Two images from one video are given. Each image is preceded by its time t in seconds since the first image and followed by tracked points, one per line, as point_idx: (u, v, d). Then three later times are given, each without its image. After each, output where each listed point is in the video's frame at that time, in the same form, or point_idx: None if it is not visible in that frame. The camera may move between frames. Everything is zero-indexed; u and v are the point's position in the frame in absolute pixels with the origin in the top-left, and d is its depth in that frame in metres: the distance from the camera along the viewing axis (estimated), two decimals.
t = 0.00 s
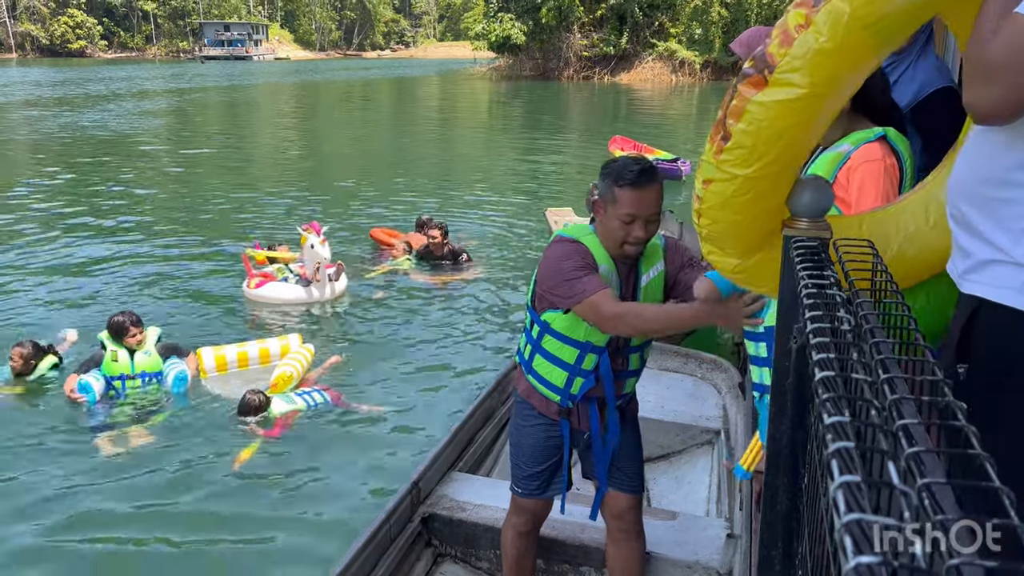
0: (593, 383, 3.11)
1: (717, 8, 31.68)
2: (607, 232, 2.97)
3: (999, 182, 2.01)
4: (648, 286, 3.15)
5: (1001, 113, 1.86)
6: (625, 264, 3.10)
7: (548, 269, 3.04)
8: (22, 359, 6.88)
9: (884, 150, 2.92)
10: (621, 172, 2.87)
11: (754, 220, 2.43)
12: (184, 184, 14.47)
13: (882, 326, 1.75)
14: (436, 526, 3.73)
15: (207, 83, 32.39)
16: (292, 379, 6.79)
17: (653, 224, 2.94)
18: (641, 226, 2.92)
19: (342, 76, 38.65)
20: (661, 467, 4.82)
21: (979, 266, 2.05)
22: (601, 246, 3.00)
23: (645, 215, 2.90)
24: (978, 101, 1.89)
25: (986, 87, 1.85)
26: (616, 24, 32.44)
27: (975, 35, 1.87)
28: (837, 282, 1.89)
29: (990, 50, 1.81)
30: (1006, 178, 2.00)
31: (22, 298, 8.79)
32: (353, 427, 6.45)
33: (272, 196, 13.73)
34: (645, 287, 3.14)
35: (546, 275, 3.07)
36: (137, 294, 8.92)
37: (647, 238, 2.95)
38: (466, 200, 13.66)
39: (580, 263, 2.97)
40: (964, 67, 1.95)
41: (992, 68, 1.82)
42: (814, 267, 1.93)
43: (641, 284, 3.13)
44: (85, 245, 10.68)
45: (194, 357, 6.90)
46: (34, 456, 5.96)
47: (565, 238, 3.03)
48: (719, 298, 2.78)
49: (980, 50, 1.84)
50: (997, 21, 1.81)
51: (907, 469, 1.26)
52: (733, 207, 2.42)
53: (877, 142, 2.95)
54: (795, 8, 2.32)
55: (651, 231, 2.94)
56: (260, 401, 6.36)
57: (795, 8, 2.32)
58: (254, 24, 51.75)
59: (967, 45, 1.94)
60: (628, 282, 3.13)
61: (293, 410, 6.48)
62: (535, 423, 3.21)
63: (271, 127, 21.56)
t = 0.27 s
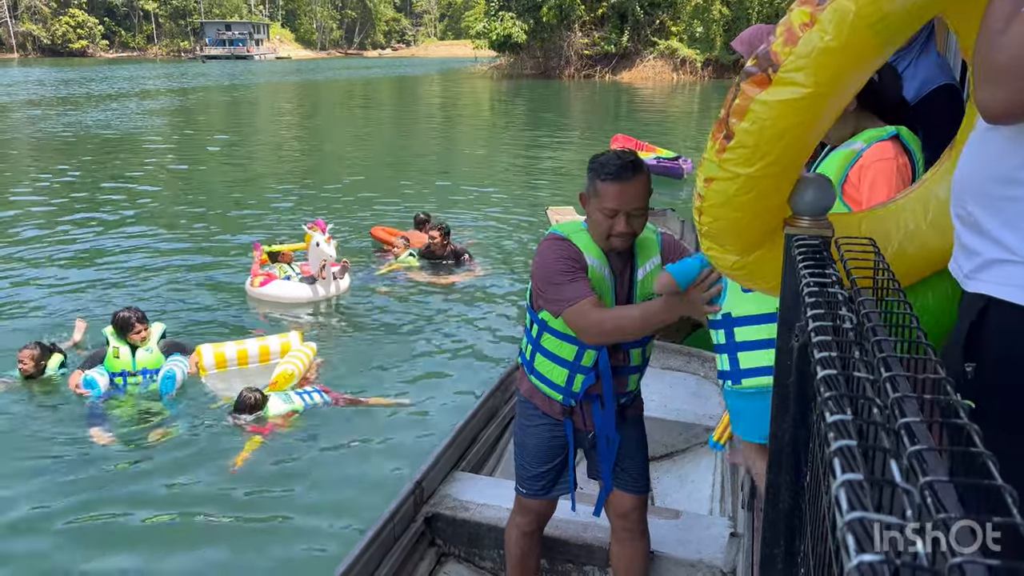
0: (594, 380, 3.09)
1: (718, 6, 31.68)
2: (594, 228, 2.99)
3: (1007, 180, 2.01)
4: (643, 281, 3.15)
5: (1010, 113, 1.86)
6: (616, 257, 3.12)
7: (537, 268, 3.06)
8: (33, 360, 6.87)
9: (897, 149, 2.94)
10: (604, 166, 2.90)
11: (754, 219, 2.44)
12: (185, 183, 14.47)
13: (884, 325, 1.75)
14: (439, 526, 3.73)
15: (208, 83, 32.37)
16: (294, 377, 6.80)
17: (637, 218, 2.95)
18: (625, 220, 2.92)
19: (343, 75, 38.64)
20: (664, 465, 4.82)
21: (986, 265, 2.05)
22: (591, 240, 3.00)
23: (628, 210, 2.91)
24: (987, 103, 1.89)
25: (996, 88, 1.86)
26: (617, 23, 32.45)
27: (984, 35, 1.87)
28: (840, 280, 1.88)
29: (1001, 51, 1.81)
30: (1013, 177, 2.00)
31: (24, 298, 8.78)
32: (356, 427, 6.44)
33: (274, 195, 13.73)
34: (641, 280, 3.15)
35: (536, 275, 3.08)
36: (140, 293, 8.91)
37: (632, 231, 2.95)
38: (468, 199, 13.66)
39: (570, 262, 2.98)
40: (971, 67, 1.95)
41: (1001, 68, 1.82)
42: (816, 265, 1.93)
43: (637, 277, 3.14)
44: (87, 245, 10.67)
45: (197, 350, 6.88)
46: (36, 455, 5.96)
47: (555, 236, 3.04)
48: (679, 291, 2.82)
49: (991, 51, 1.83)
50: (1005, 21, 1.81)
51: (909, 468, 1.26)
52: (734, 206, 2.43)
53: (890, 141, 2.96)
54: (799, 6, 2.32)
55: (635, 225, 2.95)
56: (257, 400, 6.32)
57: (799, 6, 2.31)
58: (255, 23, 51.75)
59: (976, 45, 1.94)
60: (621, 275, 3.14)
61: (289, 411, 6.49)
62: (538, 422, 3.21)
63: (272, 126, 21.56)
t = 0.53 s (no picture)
0: (588, 375, 3.09)
1: (720, 3, 31.67)
2: (580, 222, 2.96)
3: (1008, 177, 2.01)
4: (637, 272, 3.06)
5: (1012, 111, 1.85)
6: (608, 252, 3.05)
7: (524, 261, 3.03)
8: (50, 359, 6.74)
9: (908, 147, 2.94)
10: (585, 160, 2.86)
11: (756, 216, 2.46)
12: (187, 182, 14.45)
13: (885, 322, 1.75)
14: (443, 523, 3.73)
15: (210, 81, 32.35)
16: (292, 373, 6.81)
17: (619, 211, 2.90)
18: (605, 214, 2.88)
19: (344, 73, 38.61)
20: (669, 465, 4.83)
21: (986, 262, 2.05)
22: (577, 235, 2.96)
23: (607, 203, 2.86)
24: (988, 101, 1.89)
25: (997, 86, 1.85)
26: (619, 20, 32.44)
27: (986, 32, 1.85)
28: (841, 278, 1.88)
29: (1002, 49, 1.80)
30: (1014, 174, 1.99)
31: (26, 297, 8.76)
32: (358, 424, 6.44)
33: (276, 194, 13.73)
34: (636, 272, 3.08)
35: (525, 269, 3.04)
36: (141, 292, 8.90)
37: (614, 225, 2.90)
38: (470, 197, 13.65)
39: (555, 257, 2.96)
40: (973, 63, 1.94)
41: (1005, 66, 1.80)
42: (818, 263, 1.92)
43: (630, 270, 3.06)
44: (89, 243, 10.66)
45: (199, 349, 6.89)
46: (39, 453, 5.95)
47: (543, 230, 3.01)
48: (617, 272, 2.81)
49: (993, 49, 1.83)
50: (1007, 19, 1.79)
51: (911, 465, 1.25)
52: (736, 203, 2.45)
53: (901, 138, 2.97)
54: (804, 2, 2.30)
55: (617, 218, 2.90)
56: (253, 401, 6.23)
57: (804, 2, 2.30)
58: (256, 21, 51.72)
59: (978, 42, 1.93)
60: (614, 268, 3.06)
61: (285, 412, 6.40)
62: (539, 418, 3.21)
63: (274, 124, 21.55)
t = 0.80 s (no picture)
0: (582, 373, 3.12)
1: None
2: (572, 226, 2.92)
3: (1011, 171, 1.99)
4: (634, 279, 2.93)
5: (1011, 107, 1.84)
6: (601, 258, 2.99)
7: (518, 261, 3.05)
8: (55, 355, 6.77)
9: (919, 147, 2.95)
10: (578, 164, 2.83)
11: (760, 207, 2.62)
12: (190, 179, 14.46)
13: (890, 317, 1.74)
14: (447, 521, 3.72)
15: (212, 80, 32.37)
16: (289, 373, 6.76)
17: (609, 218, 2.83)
18: (594, 219, 2.83)
19: (346, 71, 38.59)
20: (673, 462, 4.83)
21: (988, 256, 2.04)
22: (571, 238, 2.91)
23: (597, 209, 2.81)
24: (988, 96, 1.88)
25: (997, 81, 1.84)
26: (622, 17, 32.41)
27: (987, 26, 1.83)
28: (845, 274, 1.87)
29: (1003, 43, 1.79)
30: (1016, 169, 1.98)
31: (27, 295, 8.76)
32: (361, 422, 6.42)
33: (279, 191, 13.73)
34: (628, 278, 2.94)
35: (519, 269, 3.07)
36: (143, 290, 8.89)
37: (603, 231, 2.85)
38: (473, 194, 13.64)
39: (549, 261, 2.94)
40: (974, 57, 1.93)
41: (1005, 60, 1.79)
42: (822, 259, 1.91)
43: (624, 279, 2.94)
44: (92, 241, 10.67)
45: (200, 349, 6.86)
46: (40, 450, 5.94)
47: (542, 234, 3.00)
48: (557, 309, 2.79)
49: (993, 44, 1.82)
50: (1009, 14, 1.77)
51: (917, 460, 1.25)
52: (742, 196, 2.61)
53: (907, 134, 2.97)
54: None
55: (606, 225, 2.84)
56: (246, 404, 6.24)
57: None
58: (259, 19, 51.73)
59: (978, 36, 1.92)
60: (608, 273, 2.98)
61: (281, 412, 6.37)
62: (541, 414, 3.21)
63: (277, 122, 21.57)
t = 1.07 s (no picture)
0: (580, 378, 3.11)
1: None
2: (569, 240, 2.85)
3: (1013, 167, 1.99)
4: (625, 303, 2.91)
5: (1010, 101, 1.83)
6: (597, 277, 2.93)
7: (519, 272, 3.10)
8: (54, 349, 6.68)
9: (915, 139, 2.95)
10: (580, 179, 2.75)
11: (763, 200, 2.61)
12: (192, 177, 14.47)
13: (892, 314, 1.74)
14: (449, 519, 3.72)
15: (214, 77, 32.40)
16: (285, 373, 6.71)
17: (604, 237, 2.75)
18: (589, 239, 2.75)
19: (349, 68, 38.58)
20: (674, 458, 4.83)
21: (990, 251, 2.03)
22: (565, 255, 2.93)
23: (592, 227, 2.74)
24: (983, 91, 1.87)
25: (991, 76, 1.84)
26: (624, 13, 32.37)
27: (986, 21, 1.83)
28: (848, 270, 1.87)
29: (999, 38, 1.78)
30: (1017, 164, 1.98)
31: (29, 293, 8.75)
32: (363, 418, 6.43)
33: (281, 188, 13.74)
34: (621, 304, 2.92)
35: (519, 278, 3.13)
36: (144, 288, 8.89)
37: (598, 250, 2.77)
38: (475, 191, 13.63)
39: (542, 275, 2.98)
40: (973, 50, 1.92)
41: (1003, 53, 1.78)
42: (825, 255, 1.91)
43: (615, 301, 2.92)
44: (94, 238, 10.68)
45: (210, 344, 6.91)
46: (39, 448, 5.93)
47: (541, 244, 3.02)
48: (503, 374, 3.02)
49: (990, 38, 1.81)
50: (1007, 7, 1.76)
51: (920, 457, 1.24)
52: (744, 189, 2.60)
53: (906, 130, 2.97)
54: None
55: (601, 244, 2.76)
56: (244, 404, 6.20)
57: None
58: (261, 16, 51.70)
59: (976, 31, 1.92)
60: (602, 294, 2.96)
61: (279, 411, 6.34)
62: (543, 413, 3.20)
63: (279, 120, 21.58)
